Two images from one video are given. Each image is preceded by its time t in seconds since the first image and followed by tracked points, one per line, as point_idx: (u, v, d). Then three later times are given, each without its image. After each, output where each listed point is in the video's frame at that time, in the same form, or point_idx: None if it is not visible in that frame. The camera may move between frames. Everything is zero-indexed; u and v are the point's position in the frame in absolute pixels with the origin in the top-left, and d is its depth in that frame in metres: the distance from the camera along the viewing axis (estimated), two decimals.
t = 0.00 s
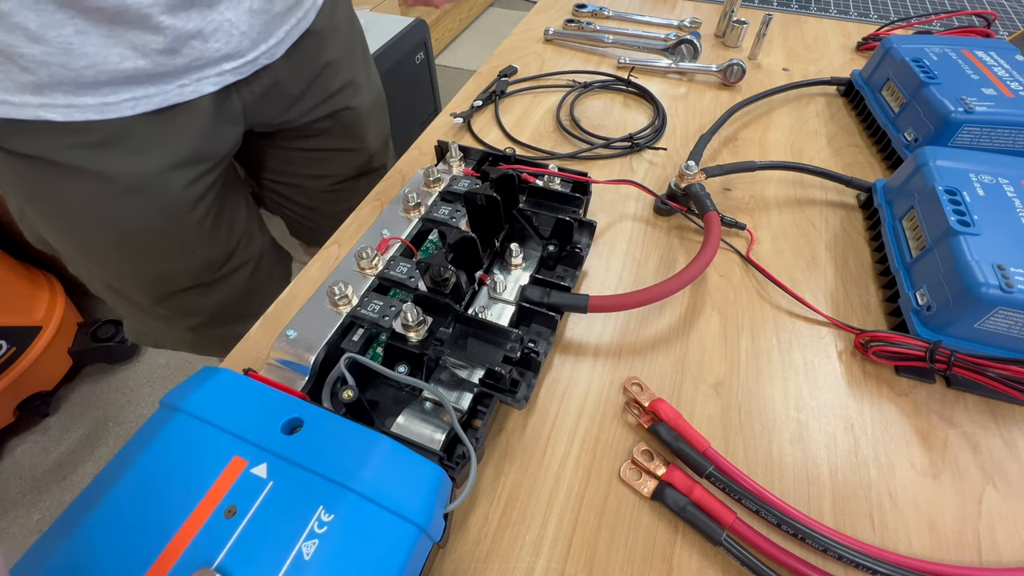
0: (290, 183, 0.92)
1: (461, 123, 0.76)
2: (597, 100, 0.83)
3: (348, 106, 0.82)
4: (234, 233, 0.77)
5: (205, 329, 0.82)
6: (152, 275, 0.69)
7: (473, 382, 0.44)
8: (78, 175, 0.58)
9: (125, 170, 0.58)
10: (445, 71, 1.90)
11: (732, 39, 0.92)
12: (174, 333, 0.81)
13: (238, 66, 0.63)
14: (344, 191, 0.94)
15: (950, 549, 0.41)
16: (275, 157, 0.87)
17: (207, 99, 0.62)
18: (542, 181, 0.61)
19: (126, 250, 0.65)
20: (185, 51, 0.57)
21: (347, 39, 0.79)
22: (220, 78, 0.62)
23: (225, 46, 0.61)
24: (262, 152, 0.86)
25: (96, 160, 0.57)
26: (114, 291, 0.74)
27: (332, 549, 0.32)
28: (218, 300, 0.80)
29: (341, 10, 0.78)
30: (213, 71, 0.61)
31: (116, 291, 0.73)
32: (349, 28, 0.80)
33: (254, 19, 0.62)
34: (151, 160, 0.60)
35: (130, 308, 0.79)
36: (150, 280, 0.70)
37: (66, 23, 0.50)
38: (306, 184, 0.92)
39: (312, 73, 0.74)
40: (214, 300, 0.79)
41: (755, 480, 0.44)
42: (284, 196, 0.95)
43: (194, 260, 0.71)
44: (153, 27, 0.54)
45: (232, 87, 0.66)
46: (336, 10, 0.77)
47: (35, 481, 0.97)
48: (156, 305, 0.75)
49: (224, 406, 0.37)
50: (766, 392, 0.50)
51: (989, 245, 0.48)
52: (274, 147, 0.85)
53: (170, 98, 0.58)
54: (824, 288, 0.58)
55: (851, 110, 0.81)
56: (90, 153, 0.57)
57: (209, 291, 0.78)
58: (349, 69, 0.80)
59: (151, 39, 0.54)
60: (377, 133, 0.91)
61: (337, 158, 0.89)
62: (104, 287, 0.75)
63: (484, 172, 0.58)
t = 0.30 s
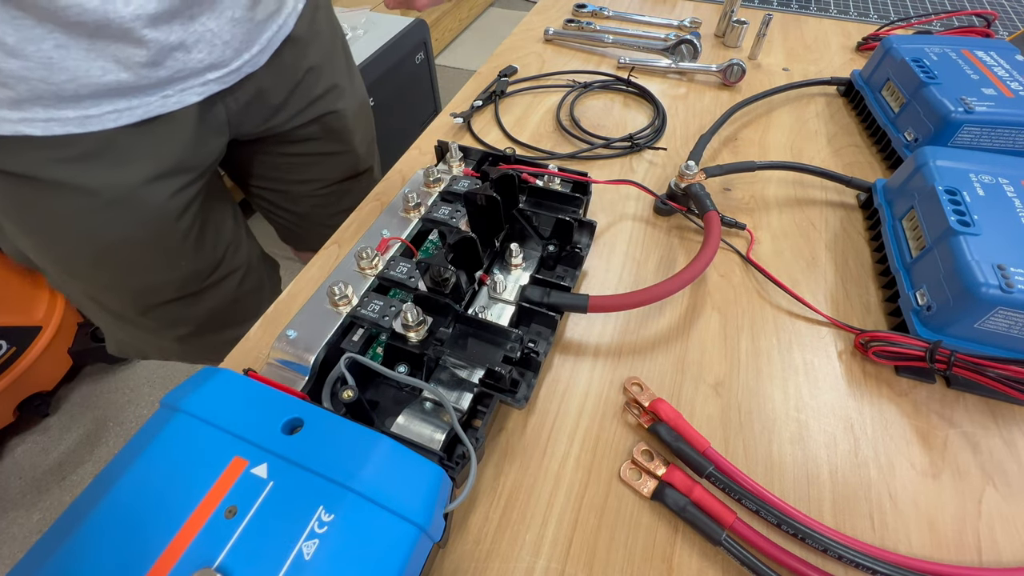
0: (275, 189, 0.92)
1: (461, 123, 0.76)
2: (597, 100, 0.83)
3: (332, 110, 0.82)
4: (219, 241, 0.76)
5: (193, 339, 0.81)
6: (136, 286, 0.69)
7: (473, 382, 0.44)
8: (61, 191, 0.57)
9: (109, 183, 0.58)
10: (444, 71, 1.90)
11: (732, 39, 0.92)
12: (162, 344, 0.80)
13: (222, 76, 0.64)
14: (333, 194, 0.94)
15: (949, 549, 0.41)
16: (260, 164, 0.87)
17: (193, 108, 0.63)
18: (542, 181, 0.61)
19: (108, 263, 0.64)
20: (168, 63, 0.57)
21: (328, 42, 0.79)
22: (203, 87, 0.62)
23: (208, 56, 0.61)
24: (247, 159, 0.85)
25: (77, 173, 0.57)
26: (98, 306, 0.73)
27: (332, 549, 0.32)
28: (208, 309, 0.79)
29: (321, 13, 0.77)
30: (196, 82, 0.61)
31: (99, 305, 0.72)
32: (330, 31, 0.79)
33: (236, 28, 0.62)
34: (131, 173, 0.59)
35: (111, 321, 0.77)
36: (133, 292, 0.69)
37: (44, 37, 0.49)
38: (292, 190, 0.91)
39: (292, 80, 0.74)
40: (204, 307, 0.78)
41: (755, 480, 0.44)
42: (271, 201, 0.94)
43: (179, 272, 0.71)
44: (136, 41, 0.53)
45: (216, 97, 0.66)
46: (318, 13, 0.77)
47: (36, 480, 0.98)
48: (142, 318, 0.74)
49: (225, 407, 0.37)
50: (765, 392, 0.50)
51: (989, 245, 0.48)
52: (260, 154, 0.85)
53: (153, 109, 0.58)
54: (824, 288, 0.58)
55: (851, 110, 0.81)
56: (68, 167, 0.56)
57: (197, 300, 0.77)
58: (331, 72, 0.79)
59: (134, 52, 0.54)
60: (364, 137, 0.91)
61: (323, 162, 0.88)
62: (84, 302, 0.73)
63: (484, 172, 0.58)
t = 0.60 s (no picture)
0: (268, 197, 0.91)
1: (461, 123, 0.76)
2: (597, 100, 0.83)
3: (323, 116, 0.82)
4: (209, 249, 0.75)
5: (186, 350, 0.80)
6: (124, 298, 0.68)
7: (473, 382, 0.44)
8: (41, 206, 0.56)
9: (94, 198, 0.57)
10: (445, 71, 1.90)
11: (732, 39, 0.92)
12: (154, 356, 0.78)
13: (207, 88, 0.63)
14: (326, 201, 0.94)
15: (949, 549, 0.41)
16: (252, 172, 0.86)
17: (177, 119, 0.62)
18: (542, 181, 0.61)
19: (92, 277, 0.63)
20: (151, 76, 0.57)
21: (316, 48, 0.79)
22: (187, 99, 0.62)
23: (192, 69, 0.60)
24: (239, 167, 0.85)
25: (56, 188, 0.56)
26: (86, 320, 0.72)
27: (332, 549, 0.32)
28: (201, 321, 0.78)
29: (309, 18, 0.78)
30: (181, 94, 0.61)
31: (89, 318, 0.71)
32: (318, 35, 0.79)
33: (220, 39, 0.62)
34: (110, 187, 0.58)
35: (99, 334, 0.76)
36: (122, 304, 0.68)
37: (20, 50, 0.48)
38: (284, 197, 0.91)
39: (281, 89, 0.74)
40: (196, 320, 0.77)
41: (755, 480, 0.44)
42: (264, 208, 0.94)
43: (170, 283, 0.70)
44: (117, 53, 0.53)
45: (204, 108, 0.66)
46: (305, 18, 0.77)
47: (36, 480, 0.98)
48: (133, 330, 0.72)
49: (224, 407, 0.37)
50: (765, 392, 0.50)
51: (989, 245, 0.48)
52: (252, 161, 0.84)
53: (136, 121, 0.58)
54: (824, 288, 0.58)
55: (851, 110, 0.81)
56: (47, 181, 0.55)
57: (188, 312, 0.76)
58: (320, 78, 0.79)
59: (115, 65, 0.53)
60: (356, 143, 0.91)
61: (317, 169, 0.89)
62: (72, 315, 0.72)
63: (484, 172, 0.58)
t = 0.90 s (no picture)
0: (263, 202, 0.91)
1: (461, 123, 0.76)
2: (597, 100, 0.83)
3: (317, 120, 0.82)
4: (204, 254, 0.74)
5: (181, 356, 0.79)
6: (115, 306, 0.67)
7: (473, 382, 0.44)
8: (25, 215, 0.56)
9: (79, 207, 0.58)
10: (444, 71, 1.90)
11: (732, 39, 0.92)
12: (147, 364, 0.78)
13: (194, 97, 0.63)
14: (322, 205, 0.94)
15: (949, 549, 0.41)
16: (248, 175, 0.87)
17: (165, 127, 0.63)
18: (542, 181, 0.61)
19: (82, 286, 0.63)
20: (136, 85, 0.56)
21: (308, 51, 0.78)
22: (175, 106, 0.62)
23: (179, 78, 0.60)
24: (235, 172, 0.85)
25: (42, 197, 0.56)
26: (78, 327, 0.71)
27: (332, 549, 0.32)
28: (193, 329, 0.77)
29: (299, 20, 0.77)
30: (168, 101, 0.61)
31: (82, 326, 0.71)
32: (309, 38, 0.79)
33: (209, 46, 0.61)
34: (95, 195, 0.59)
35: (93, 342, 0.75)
36: (113, 311, 0.68)
37: None
38: (280, 202, 0.91)
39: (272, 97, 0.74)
40: (187, 327, 0.76)
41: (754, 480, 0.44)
42: (259, 213, 0.94)
43: (160, 290, 0.69)
44: (99, 63, 0.52)
45: (192, 116, 0.66)
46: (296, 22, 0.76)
47: (36, 480, 0.98)
48: (126, 338, 0.72)
49: (224, 406, 0.37)
50: (765, 391, 0.50)
51: (989, 245, 0.48)
52: (247, 165, 0.85)
53: (120, 129, 0.58)
54: (824, 288, 0.58)
55: (851, 110, 0.81)
56: (35, 190, 0.56)
57: (181, 319, 0.75)
58: (312, 83, 0.79)
59: (97, 74, 0.53)
60: (350, 147, 0.91)
61: (312, 174, 0.89)
62: (63, 322, 0.72)
63: (484, 172, 0.58)
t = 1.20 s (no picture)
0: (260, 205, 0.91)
1: (461, 123, 0.76)
2: (597, 100, 0.83)
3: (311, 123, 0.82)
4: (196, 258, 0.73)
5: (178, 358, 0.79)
6: (104, 309, 0.66)
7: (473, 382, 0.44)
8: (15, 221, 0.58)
9: (63, 208, 0.59)
10: (444, 71, 1.90)
11: (732, 39, 0.92)
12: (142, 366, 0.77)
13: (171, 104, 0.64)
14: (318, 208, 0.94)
15: (949, 549, 0.41)
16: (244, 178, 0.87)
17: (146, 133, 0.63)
18: (542, 181, 0.61)
19: (68, 290, 0.63)
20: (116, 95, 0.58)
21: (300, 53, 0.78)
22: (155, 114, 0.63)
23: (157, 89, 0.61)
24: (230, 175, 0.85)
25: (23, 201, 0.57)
26: (68, 331, 0.70)
27: (331, 549, 0.32)
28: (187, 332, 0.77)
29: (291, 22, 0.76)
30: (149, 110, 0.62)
31: (72, 331, 0.70)
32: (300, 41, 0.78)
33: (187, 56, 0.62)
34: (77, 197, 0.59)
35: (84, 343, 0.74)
36: (103, 315, 0.67)
37: None
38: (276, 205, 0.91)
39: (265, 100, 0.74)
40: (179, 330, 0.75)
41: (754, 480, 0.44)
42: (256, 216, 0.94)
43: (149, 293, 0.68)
44: (75, 73, 0.52)
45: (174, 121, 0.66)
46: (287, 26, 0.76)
47: (36, 480, 0.98)
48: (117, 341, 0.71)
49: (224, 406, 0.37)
50: (765, 392, 0.50)
51: (989, 245, 0.48)
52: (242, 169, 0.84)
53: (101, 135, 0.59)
54: (824, 288, 0.58)
55: (851, 110, 0.81)
56: (23, 194, 0.57)
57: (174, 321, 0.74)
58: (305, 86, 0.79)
59: (72, 82, 0.53)
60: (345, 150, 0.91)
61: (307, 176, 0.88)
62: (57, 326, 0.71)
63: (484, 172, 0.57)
